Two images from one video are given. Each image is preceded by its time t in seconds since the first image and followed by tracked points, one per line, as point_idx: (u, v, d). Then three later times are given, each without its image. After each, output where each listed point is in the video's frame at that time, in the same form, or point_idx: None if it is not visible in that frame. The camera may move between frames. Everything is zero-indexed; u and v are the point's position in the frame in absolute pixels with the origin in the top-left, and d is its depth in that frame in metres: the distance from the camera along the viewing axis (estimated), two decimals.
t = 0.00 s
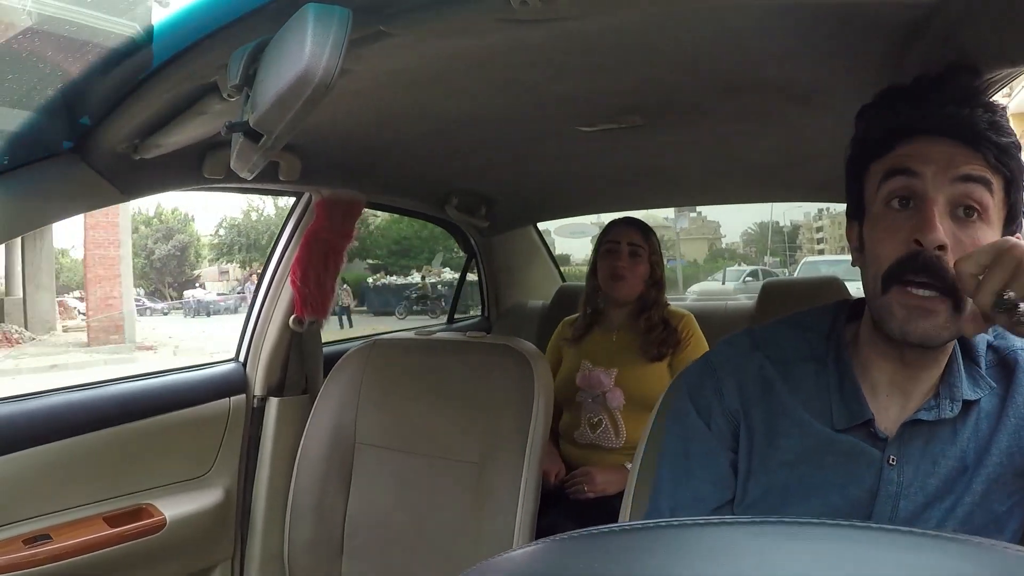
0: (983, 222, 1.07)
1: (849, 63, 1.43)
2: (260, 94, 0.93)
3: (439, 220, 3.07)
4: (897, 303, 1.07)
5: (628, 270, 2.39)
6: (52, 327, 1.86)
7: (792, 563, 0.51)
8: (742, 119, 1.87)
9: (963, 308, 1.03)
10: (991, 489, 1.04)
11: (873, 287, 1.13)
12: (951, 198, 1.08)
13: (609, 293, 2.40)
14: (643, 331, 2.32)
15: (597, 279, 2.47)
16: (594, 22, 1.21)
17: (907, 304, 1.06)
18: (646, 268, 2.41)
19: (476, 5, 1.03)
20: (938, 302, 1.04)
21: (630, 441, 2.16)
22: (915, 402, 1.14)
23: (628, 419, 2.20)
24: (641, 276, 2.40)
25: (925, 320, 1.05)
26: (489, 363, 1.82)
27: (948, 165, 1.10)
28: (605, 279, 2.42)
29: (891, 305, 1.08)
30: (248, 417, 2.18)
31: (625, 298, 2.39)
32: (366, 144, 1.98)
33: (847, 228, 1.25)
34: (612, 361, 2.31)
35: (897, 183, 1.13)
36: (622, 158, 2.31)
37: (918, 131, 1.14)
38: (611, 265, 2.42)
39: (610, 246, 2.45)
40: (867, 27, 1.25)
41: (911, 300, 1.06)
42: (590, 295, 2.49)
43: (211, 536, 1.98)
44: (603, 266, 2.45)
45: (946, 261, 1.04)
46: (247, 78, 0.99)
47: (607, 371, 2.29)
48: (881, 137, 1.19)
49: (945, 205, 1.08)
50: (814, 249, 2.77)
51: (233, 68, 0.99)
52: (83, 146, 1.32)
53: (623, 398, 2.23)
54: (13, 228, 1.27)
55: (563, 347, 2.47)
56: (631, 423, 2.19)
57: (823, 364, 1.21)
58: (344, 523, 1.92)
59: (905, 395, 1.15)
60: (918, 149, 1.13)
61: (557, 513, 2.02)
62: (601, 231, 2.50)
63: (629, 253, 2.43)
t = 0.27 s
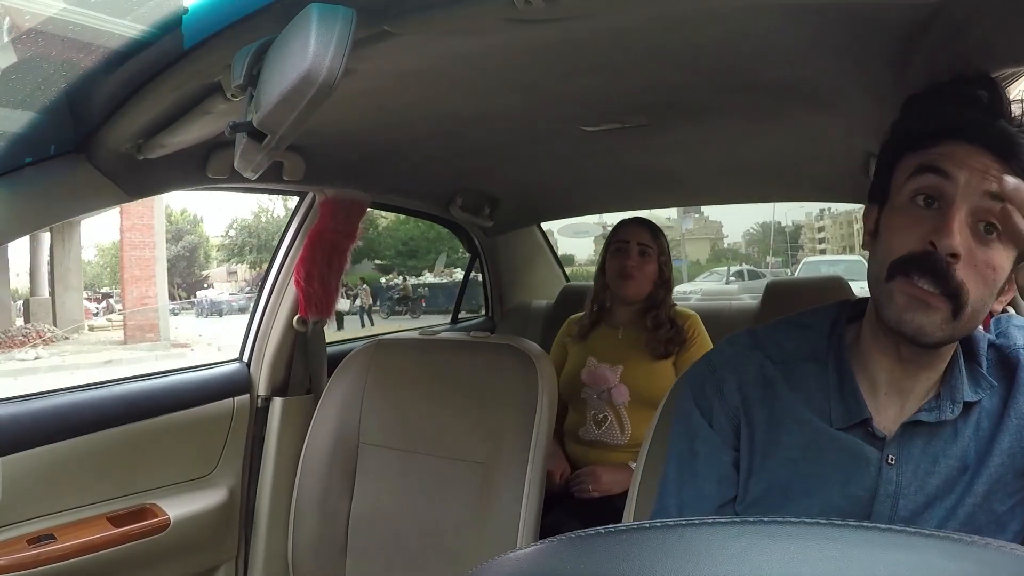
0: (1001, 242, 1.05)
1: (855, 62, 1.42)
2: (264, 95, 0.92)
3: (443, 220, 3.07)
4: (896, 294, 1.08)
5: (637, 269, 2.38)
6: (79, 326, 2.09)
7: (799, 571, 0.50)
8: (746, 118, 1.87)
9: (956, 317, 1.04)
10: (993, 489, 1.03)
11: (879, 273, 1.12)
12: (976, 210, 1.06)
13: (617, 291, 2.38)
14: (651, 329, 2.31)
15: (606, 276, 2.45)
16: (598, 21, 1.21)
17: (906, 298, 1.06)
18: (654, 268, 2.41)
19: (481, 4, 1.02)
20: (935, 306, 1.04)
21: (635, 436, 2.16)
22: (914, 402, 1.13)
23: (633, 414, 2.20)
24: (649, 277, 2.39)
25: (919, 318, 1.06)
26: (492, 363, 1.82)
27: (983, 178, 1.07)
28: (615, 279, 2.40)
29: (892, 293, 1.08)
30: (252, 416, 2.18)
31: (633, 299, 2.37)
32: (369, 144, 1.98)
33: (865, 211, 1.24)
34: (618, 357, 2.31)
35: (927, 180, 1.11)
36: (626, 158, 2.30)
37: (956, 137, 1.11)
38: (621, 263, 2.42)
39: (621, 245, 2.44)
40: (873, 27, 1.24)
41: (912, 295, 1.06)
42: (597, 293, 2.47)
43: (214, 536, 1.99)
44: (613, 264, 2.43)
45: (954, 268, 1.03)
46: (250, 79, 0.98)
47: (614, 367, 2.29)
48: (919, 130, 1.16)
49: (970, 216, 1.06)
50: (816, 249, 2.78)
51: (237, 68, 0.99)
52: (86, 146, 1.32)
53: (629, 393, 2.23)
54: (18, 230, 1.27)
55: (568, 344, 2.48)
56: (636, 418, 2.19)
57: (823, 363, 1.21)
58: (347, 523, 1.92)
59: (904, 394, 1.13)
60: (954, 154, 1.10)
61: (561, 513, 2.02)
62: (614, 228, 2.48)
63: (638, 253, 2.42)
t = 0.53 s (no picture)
0: (1003, 225, 1.05)
1: (860, 61, 1.42)
2: (267, 96, 0.92)
3: (446, 220, 3.07)
4: (909, 296, 1.06)
5: (636, 272, 2.38)
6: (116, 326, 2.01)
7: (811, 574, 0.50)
8: (751, 118, 1.86)
9: (974, 307, 1.02)
10: (1001, 492, 1.02)
11: (885, 278, 1.10)
12: (974, 198, 1.06)
13: (614, 294, 2.38)
14: (648, 333, 2.30)
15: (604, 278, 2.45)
16: (601, 22, 1.20)
17: (921, 297, 1.04)
18: (653, 271, 2.40)
19: (485, 5, 1.02)
20: (952, 300, 1.02)
21: (636, 443, 2.16)
22: (924, 403, 1.12)
23: (634, 419, 2.20)
24: (648, 279, 2.39)
25: (937, 316, 1.04)
26: (496, 364, 1.82)
27: (975, 166, 1.07)
28: (613, 281, 2.40)
29: (904, 296, 1.06)
30: (257, 418, 2.18)
31: (631, 301, 2.36)
32: (373, 145, 1.98)
33: (858, 218, 1.23)
34: (617, 362, 2.31)
35: (920, 177, 1.10)
36: (629, 158, 2.30)
37: (945, 128, 1.11)
38: (619, 265, 2.41)
39: (619, 247, 2.43)
40: (877, 27, 1.24)
41: (925, 294, 1.04)
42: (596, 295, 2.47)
43: (219, 537, 1.99)
44: (611, 266, 2.43)
45: (966, 260, 1.02)
46: (254, 80, 0.98)
47: (611, 372, 2.28)
48: (906, 128, 1.16)
49: (968, 204, 1.06)
50: (816, 249, 2.73)
51: (241, 68, 0.99)
52: (91, 147, 1.32)
53: (628, 400, 2.22)
54: (23, 232, 1.28)
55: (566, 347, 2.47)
56: (637, 424, 2.19)
57: (829, 364, 1.20)
58: (353, 525, 1.92)
59: (911, 396, 1.13)
60: (945, 147, 1.10)
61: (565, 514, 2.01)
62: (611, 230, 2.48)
63: (637, 254, 2.41)
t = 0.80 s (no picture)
0: (952, 209, 1.06)
1: (862, 61, 1.41)
2: (270, 95, 0.92)
3: (449, 220, 3.07)
4: (860, 286, 1.08)
5: (631, 275, 2.37)
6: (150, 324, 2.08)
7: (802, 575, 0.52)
8: (754, 117, 1.86)
9: (923, 291, 1.03)
10: (1000, 492, 1.02)
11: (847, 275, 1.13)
12: (919, 185, 1.08)
13: (608, 295, 2.39)
14: (643, 333, 2.29)
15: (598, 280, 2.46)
16: (602, 22, 1.20)
17: (870, 287, 1.06)
18: (647, 273, 2.39)
19: (487, 4, 1.02)
20: (899, 286, 1.04)
21: (638, 438, 2.17)
22: (916, 403, 1.13)
23: (632, 417, 2.20)
24: (643, 282, 2.38)
25: (887, 303, 1.05)
26: (497, 363, 1.82)
27: (919, 155, 1.10)
28: (606, 282, 2.40)
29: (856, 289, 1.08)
30: (260, 416, 2.18)
31: (627, 303, 2.36)
32: (376, 144, 1.98)
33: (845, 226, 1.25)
34: (614, 361, 2.30)
35: (869, 174, 1.13)
36: (633, 158, 2.30)
37: (896, 126, 1.15)
38: (614, 269, 2.39)
39: (614, 249, 2.43)
40: (880, 26, 1.23)
41: (874, 283, 1.06)
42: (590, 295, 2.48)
43: (221, 536, 1.99)
44: (604, 269, 2.43)
45: (907, 245, 1.04)
46: (258, 79, 0.98)
47: (608, 371, 2.28)
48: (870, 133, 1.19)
49: (912, 193, 1.08)
50: (816, 247, 2.84)
51: (244, 68, 0.99)
52: (93, 146, 1.32)
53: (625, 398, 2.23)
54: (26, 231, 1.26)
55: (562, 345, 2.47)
56: (636, 422, 2.19)
57: (827, 363, 1.20)
58: (354, 524, 1.92)
59: (905, 395, 1.13)
60: (893, 143, 1.13)
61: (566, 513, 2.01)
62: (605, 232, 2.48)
63: (631, 257, 2.40)
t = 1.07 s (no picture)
0: (965, 209, 1.05)
1: (865, 61, 1.41)
2: (272, 94, 0.92)
3: (451, 219, 3.06)
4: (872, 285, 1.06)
5: (630, 275, 2.36)
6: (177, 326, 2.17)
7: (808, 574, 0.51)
8: (756, 117, 1.85)
9: (938, 290, 1.02)
10: (1006, 493, 1.02)
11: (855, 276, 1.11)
12: (931, 185, 1.08)
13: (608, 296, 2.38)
14: (644, 332, 2.29)
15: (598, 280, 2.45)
16: (604, 21, 1.20)
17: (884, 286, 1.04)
18: (647, 273, 2.39)
19: (489, 4, 1.02)
20: (914, 284, 1.03)
21: (640, 437, 2.17)
22: (923, 402, 1.12)
23: (634, 417, 2.20)
24: (643, 282, 2.37)
25: (901, 302, 1.03)
26: (499, 363, 1.82)
27: (930, 156, 1.09)
28: (607, 284, 2.40)
29: (869, 288, 1.07)
30: (262, 416, 2.18)
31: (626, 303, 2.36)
32: (378, 144, 1.98)
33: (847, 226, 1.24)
34: (615, 361, 2.30)
35: (879, 174, 1.13)
36: (634, 158, 2.29)
37: (905, 126, 1.14)
38: (613, 270, 2.39)
39: (613, 250, 2.42)
40: (882, 26, 1.23)
41: (888, 283, 1.04)
42: (592, 296, 2.48)
43: (223, 536, 1.99)
44: (604, 270, 2.42)
45: (921, 244, 1.03)
46: (259, 79, 0.98)
47: (609, 371, 2.27)
48: (875, 134, 1.19)
49: (924, 193, 1.08)
50: (815, 248, 2.78)
51: (246, 67, 0.99)
52: (95, 146, 1.32)
53: (627, 397, 2.22)
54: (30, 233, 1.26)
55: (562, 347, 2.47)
56: (638, 421, 2.19)
57: (831, 364, 1.19)
58: (356, 524, 1.92)
59: (912, 396, 1.13)
60: (902, 143, 1.13)
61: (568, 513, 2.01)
62: (605, 233, 2.48)
63: (631, 257, 2.39)
